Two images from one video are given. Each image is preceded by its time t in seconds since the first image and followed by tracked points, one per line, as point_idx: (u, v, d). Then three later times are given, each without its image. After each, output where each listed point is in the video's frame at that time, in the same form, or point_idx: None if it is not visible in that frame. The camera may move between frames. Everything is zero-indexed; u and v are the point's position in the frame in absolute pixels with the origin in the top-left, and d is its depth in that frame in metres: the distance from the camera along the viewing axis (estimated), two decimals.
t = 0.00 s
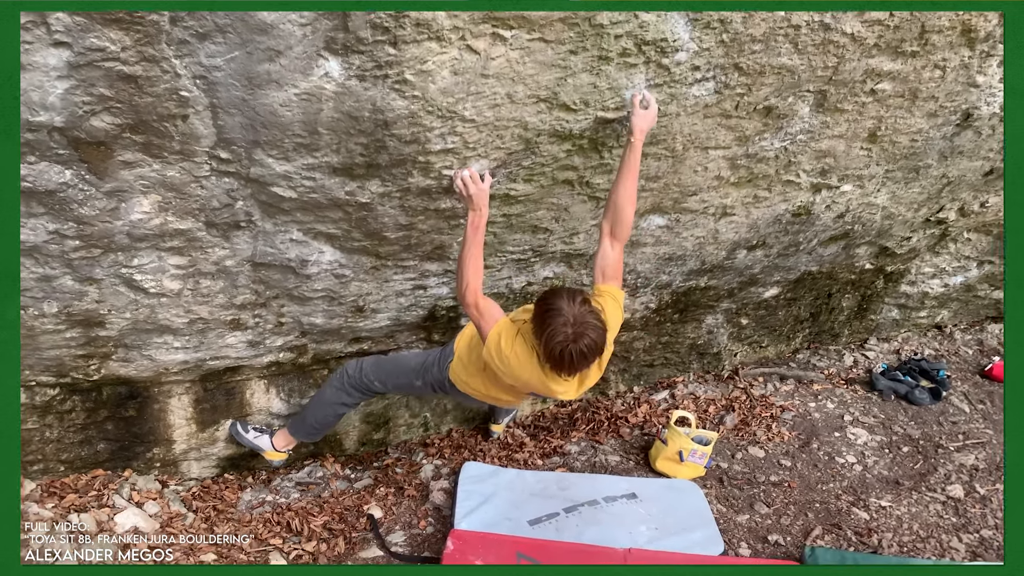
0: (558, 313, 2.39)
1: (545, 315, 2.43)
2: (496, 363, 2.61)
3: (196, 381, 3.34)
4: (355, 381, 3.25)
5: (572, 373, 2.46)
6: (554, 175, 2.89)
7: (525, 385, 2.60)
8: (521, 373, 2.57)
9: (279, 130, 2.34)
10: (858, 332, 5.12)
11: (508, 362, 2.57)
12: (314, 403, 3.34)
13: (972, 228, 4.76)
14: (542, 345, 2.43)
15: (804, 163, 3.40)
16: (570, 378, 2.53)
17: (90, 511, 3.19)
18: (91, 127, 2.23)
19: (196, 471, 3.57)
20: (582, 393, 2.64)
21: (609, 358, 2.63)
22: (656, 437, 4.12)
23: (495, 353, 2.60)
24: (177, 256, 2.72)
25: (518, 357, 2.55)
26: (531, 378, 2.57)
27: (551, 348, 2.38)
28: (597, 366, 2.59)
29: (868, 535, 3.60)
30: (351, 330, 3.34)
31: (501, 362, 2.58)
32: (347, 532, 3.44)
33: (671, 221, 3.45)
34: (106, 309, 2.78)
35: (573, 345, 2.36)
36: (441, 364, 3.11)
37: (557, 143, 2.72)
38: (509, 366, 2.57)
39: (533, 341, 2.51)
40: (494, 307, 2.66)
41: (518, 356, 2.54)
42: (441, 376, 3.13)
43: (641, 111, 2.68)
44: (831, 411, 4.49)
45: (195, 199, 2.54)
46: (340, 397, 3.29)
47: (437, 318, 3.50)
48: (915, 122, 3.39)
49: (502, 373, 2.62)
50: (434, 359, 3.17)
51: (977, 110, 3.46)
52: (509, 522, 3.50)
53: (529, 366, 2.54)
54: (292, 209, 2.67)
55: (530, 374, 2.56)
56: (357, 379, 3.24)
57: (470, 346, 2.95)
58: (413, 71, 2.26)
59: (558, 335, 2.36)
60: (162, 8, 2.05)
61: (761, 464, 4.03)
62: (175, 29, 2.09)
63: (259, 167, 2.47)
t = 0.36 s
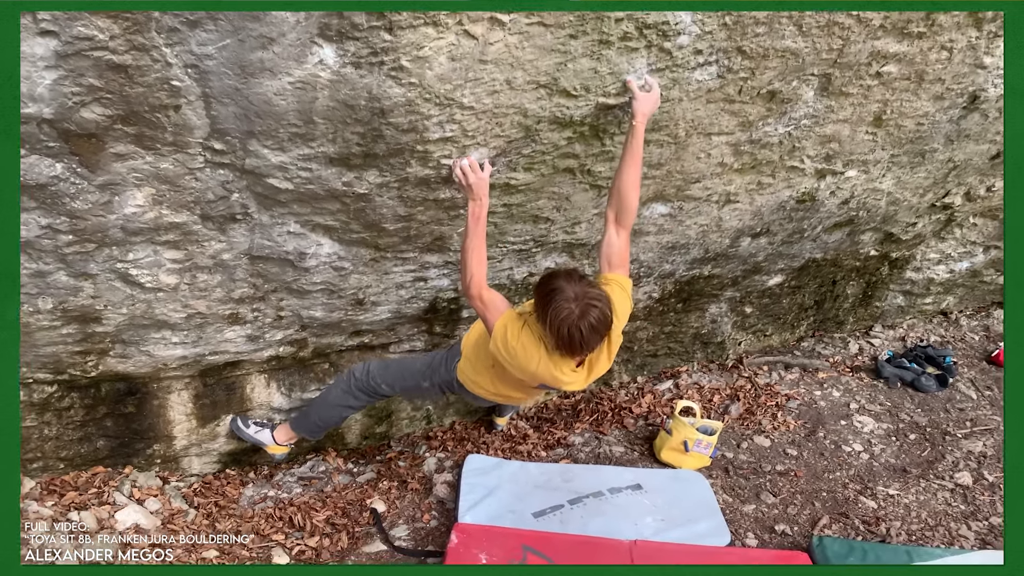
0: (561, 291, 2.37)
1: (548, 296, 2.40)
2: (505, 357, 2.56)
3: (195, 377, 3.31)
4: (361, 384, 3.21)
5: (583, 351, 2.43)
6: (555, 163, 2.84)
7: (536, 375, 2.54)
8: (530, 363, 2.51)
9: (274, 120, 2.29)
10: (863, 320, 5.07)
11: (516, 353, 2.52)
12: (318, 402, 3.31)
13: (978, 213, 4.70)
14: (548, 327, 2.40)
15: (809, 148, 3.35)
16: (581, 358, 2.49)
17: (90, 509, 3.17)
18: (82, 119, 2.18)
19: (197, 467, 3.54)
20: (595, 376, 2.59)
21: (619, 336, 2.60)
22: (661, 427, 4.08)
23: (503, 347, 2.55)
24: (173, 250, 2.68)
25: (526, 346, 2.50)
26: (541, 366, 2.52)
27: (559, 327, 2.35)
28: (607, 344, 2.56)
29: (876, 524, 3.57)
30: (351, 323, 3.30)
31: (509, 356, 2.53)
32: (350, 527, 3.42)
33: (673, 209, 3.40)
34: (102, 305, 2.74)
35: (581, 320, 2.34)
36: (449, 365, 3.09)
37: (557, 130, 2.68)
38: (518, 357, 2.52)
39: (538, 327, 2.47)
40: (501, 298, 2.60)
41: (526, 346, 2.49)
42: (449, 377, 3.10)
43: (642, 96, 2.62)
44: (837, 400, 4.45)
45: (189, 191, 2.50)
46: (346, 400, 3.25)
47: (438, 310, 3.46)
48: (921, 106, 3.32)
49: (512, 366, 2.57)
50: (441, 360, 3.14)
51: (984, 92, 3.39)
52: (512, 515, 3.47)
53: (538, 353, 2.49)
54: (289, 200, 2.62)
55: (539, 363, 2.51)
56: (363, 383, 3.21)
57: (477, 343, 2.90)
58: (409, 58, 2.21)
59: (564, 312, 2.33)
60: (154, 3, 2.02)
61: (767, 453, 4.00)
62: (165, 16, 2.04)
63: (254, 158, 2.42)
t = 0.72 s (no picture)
0: (557, 289, 2.38)
1: (546, 297, 2.41)
2: (516, 366, 2.55)
3: (189, 385, 3.27)
4: (385, 369, 3.14)
5: (590, 344, 2.41)
6: (549, 161, 2.80)
7: (549, 379, 2.53)
8: (541, 367, 2.50)
9: (261, 124, 2.25)
10: (863, 312, 5.04)
11: (526, 359, 2.51)
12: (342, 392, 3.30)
13: (976, 202, 4.68)
14: (551, 327, 2.39)
15: (805, 141, 3.31)
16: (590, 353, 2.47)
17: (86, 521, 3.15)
18: (64, 126, 2.14)
19: (193, 476, 3.50)
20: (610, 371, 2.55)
21: (629, 328, 2.56)
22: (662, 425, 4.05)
23: (511, 356, 2.54)
24: (163, 257, 2.63)
25: (534, 351, 2.49)
26: (552, 368, 2.51)
27: (561, 325, 2.35)
28: (616, 336, 2.53)
29: (881, 519, 3.54)
30: (346, 327, 3.26)
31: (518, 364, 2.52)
32: (350, 534, 3.39)
33: (670, 205, 3.36)
34: (91, 315, 2.69)
35: (581, 312, 2.33)
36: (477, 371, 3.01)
37: (551, 128, 2.63)
38: (528, 363, 2.51)
39: (541, 329, 2.47)
40: (504, 302, 2.57)
41: (533, 351, 2.49)
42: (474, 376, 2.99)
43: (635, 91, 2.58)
44: (838, 394, 4.42)
45: (177, 198, 2.45)
46: (366, 384, 3.20)
47: (434, 312, 3.41)
48: (918, 96, 3.27)
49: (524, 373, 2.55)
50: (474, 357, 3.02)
51: (981, 81, 3.35)
52: (513, 518, 3.44)
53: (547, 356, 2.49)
54: (278, 204, 2.58)
55: (550, 365, 2.50)
56: (389, 366, 3.13)
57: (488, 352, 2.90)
58: (398, 57, 2.17)
59: (563, 308, 2.33)
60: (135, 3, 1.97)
61: (769, 449, 3.97)
62: (146, 20, 2.00)
63: (242, 163, 2.38)
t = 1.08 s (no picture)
0: (575, 286, 2.39)
1: (565, 295, 2.42)
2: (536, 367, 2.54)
3: (185, 392, 3.25)
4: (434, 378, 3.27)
5: (612, 341, 2.39)
6: (544, 164, 2.79)
7: (572, 380, 2.51)
8: (559, 367, 2.49)
9: (253, 130, 2.23)
10: (860, 311, 5.03)
11: (547, 359, 2.50)
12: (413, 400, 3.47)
13: (972, 200, 4.68)
14: (570, 324, 2.39)
15: (801, 141, 3.30)
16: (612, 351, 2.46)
17: (83, 530, 3.14)
18: (54, 134, 2.13)
19: (190, 484, 3.47)
20: (634, 372, 2.52)
21: (650, 329, 2.55)
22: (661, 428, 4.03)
23: (531, 357, 2.53)
24: (156, 264, 2.62)
25: (556, 350, 2.49)
26: (574, 368, 2.49)
27: (582, 320, 2.34)
28: (638, 336, 2.51)
29: (881, 519, 3.53)
30: (342, 333, 3.24)
31: (539, 365, 2.51)
32: (348, 540, 3.39)
33: (666, 207, 3.36)
34: (85, 324, 2.67)
35: (602, 307, 2.33)
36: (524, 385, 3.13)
37: (545, 131, 2.62)
38: (550, 363, 2.50)
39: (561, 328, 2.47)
40: (520, 302, 2.56)
41: (551, 350, 2.48)
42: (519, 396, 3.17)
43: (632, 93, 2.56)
44: (837, 393, 4.41)
45: (169, 205, 2.44)
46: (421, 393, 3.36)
47: (431, 316, 3.40)
48: (913, 94, 3.25)
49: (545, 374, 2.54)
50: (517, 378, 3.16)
51: (976, 79, 3.34)
52: (512, 523, 3.44)
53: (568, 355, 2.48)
54: (272, 211, 2.57)
55: (572, 364, 2.48)
56: (437, 380, 3.28)
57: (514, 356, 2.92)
58: (390, 62, 2.16)
59: (582, 304, 2.33)
60: (123, 4, 1.96)
61: (768, 450, 3.96)
62: (135, 26, 1.99)
63: (235, 169, 2.36)
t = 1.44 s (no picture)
0: (586, 289, 2.39)
1: (575, 298, 2.41)
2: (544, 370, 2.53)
3: (184, 389, 3.24)
4: (446, 400, 3.35)
5: (622, 343, 2.39)
6: (548, 167, 2.78)
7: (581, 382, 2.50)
8: (567, 369, 2.48)
9: (257, 128, 2.23)
10: (862, 321, 5.02)
11: (556, 361, 2.50)
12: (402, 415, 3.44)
13: (976, 212, 4.67)
14: (580, 326, 2.38)
15: (805, 150, 3.29)
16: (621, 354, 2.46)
17: (79, 526, 3.12)
18: (58, 129, 2.12)
19: (187, 481, 3.46)
20: (643, 376, 2.52)
21: (659, 333, 2.55)
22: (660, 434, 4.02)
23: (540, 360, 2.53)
24: (157, 261, 2.61)
25: (565, 353, 2.48)
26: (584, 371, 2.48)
27: (593, 323, 2.34)
28: (647, 341, 2.51)
29: (879, 530, 3.52)
30: (342, 333, 3.23)
31: (548, 367, 2.50)
32: (344, 541, 3.37)
33: (669, 212, 3.35)
34: (85, 319, 2.67)
35: (613, 310, 2.33)
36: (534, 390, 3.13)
37: (550, 134, 2.62)
38: (558, 365, 2.49)
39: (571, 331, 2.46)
40: (528, 304, 2.55)
41: (559, 352, 2.48)
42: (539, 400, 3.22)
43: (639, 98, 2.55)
44: (837, 403, 4.40)
45: (172, 202, 2.43)
46: (430, 414, 3.41)
47: (432, 317, 3.39)
48: (920, 104, 3.23)
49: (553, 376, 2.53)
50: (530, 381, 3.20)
51: (982, 90, 3.31)
52: (509, 526, 3.42)
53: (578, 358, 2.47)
54: (273, 209, 2.56)
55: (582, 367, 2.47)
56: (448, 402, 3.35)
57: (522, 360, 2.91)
58: (395, 62, 2.15)
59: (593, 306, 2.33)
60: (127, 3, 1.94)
61: (767, 458, 3.95)
62: (140, 22, 1.98)
63: (237, 167, 2.36)
